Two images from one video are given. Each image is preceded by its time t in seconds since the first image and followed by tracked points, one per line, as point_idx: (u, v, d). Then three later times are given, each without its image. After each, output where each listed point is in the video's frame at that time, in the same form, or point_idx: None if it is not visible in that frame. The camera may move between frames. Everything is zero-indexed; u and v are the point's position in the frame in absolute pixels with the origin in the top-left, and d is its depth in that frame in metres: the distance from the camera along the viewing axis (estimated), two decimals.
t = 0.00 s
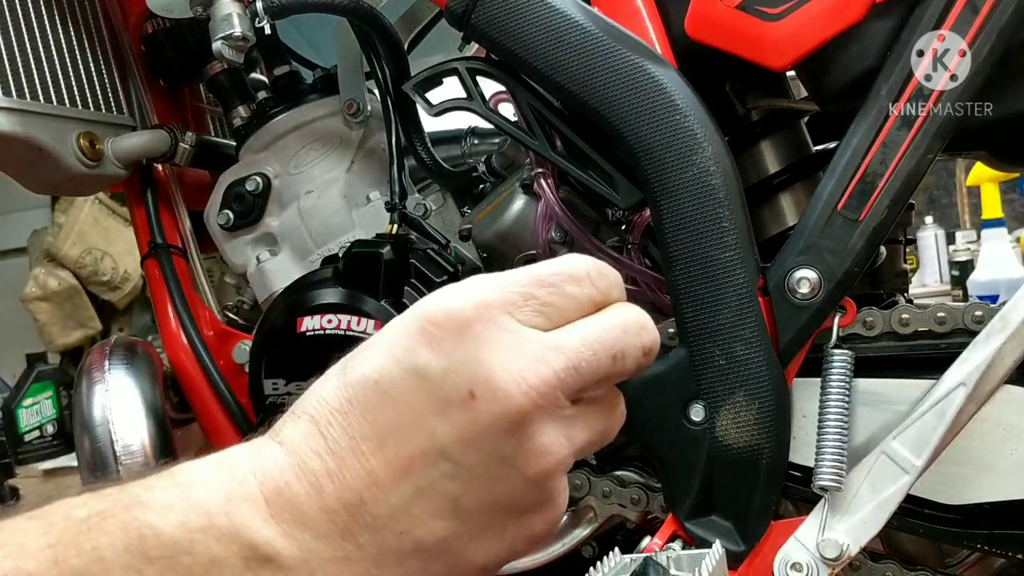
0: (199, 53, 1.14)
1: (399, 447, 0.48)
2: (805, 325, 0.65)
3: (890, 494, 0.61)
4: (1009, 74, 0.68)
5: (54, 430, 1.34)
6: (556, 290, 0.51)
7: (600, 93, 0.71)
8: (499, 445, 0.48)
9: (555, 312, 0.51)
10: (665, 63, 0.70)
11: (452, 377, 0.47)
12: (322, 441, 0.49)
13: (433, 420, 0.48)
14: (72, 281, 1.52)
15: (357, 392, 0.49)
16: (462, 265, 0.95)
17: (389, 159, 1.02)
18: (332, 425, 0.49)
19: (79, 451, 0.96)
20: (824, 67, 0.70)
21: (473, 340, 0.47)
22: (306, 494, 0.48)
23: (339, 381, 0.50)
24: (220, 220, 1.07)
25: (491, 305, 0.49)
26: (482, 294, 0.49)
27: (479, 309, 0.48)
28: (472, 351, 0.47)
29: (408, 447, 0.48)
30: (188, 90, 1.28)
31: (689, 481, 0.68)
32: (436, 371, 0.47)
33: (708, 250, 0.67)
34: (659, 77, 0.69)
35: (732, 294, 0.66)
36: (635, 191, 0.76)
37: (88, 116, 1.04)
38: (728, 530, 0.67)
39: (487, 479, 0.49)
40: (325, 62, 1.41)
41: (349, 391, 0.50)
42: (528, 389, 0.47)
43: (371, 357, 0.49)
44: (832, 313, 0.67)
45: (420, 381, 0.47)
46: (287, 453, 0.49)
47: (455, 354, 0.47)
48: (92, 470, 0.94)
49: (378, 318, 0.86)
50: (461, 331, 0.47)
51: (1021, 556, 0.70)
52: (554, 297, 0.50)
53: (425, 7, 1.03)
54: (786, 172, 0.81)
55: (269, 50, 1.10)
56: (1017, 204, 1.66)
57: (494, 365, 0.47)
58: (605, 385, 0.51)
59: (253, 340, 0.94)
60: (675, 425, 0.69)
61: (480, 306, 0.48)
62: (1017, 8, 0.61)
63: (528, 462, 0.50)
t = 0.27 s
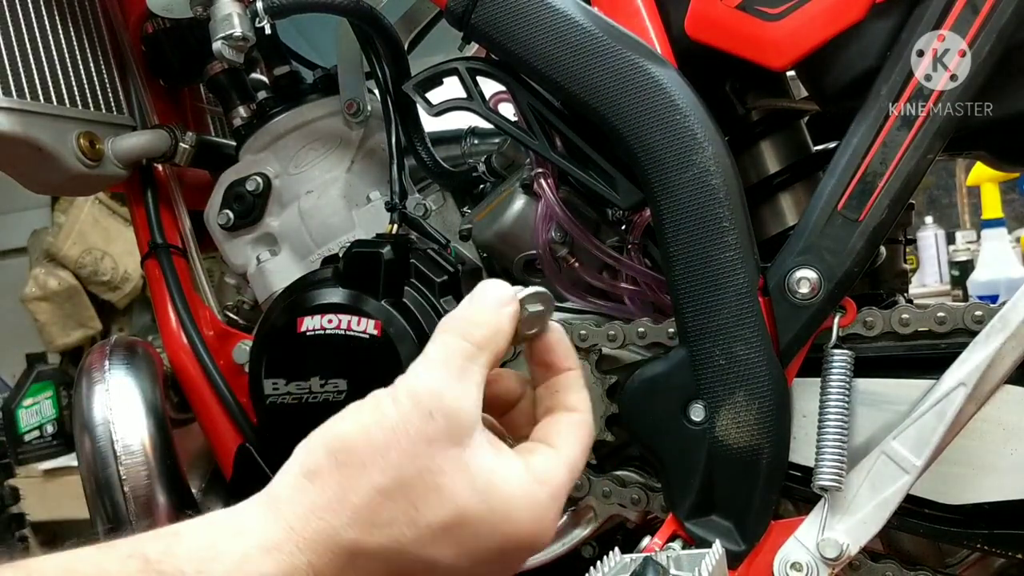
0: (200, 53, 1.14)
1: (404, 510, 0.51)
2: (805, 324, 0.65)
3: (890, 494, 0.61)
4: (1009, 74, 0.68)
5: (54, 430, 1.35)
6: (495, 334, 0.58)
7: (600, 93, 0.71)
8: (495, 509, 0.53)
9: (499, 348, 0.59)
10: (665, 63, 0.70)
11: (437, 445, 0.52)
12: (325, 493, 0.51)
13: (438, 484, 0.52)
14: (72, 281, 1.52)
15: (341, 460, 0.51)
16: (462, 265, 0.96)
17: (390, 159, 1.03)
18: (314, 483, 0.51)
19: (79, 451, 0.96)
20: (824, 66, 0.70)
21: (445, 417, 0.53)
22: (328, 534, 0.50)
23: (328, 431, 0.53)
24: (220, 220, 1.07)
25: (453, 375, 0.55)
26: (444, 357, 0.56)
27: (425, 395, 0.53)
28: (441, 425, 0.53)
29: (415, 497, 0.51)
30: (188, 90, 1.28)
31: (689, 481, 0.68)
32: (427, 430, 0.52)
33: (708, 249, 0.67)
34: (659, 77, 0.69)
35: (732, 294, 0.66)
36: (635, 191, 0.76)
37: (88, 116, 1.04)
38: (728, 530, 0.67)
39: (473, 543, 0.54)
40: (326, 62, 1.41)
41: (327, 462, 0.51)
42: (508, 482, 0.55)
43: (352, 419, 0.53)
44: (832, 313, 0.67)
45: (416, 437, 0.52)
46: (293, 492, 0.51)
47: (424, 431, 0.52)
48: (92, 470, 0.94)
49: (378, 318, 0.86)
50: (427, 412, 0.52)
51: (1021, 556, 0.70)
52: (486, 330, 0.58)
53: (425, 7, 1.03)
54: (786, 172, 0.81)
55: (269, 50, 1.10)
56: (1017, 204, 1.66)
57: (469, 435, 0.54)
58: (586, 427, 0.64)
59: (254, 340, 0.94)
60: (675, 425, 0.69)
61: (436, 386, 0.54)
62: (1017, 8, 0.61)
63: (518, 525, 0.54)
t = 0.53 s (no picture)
0: (200, 53, 1.14)
1: (404, 453, 0.55)
2: (805, 324, 0.65)
3: (890, 494, 0.62)
4: (1009, 74, 0.68)
5: (54, 430, 1.36)
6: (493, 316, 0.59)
7: (600, 93, 0.71)
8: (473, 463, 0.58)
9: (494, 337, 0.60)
10: (665, 63, 0.70)
11: (438, 407, 0.55)
12: (341, 435, 0.54)
13: (436, 436, 0.56)
14: (72, 281, 1.52)
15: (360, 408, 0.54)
16: (462, 265, 0.96)
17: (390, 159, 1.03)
18: (333, 424, 0.54)
19: (79, 451, 0.96)
20: (824, 66, 0.70)
21: (449, 387, 0.55)
22: (341, 465, 0.54)
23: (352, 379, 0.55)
24: (221, 220, 1.07)
25: (460, 355, 0.56)
26: (454, 334, 0.57)
27: (441, 371, 0.55)
28: (442, 391, 0.55)
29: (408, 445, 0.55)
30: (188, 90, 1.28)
31: (689, 481, 0.68)
32: (432, 394, 0.55)
33: (707, 249, 0.67)
34: (659, 77, 0.69)
35: (732, 294, 0.66)
36: (635, 191, 0.76)
37: (89, 116, 1.05)
38: (728, 529, 0.67)
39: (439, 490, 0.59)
40: (326, 62, 1.42)
41: (349, 408, 0.54)
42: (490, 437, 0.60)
43: (372, 365, 0.55)
44: (832, 313, 0.67)
45: (425, 402, 0.54)
46: (315, 426, 0.54)
47: (428, 397, 0.55)
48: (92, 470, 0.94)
49: (379, 318, 0.86)
50: (437, 379, 0.55)
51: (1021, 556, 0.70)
52: (492, 322, 0.59)
53: (425, 7, 1.03)
54: (786, 172, 0.81)
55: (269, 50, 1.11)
56: (1017, 204, 1.66)
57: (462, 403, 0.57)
58: (541, 399, 0.68)
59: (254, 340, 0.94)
60: (675, 425, 0.69)
61: (442, 357, 0.55)
62: (1018, 7, 0.61)
63: (490, 475, 0.60)
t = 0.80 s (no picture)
0: (200, 53, 1.14)
1: (395, 359, 0.68)
2: (805, 325, 0.65)
3: (889, 494, 0.62)
4: (1009, 74, 0.68)
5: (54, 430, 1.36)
6: (490, 279, 0.74)
7: (600, 93, 0.71)
8: (448, 393, 0.71)
9: (490, 289, 0.74)
10: (665, 63, 0.70)
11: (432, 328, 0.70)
12: (347, 331, 0.66)
13: (424, 351, 0.69)
14: (72, 282, 1.52)
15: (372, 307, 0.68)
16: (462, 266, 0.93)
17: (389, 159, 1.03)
18: (343, 320, 0.66)
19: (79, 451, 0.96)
20: (824, 67, 0.70)
21: (445, 312, 0.71)
22: (341, 359, 0.65)
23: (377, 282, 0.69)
24: (220, 220, 1.07)
25: (460, 287, 0.72)
26: (461, 277, 0.72)
27: (441, 299, 0.70)
28: (440, 316, 0.70)
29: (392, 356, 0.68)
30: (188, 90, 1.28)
31: (689, 482, 0.68)
32: (433, 319, 0.70)
33: (708, 250, 0.67)
34: (659, 77, 0.69)
35: (732, 293, 0.66)
36: (635, 191, 0.76)
37: (89, 116, 1.05)
38: (728, 530, 0.67)
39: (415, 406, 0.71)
40: (326, 62, 1.42)
41: (356, 309, 0.67)
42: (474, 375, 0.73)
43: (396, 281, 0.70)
44: (832, 314, 0.67)
45: (423, 319, 0.69)
46: (328, 326, 0.66)
47: (426, 318, 0.69)
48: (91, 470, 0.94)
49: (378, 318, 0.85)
50: (438, 304, 0.70)
51: (1022, 556, 0.70)
52: (490, 276, 0.74)
53: (425, 7, 1.03)
54: (786, 172, 0.81)
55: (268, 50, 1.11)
56: (1017, 204, 1.66)
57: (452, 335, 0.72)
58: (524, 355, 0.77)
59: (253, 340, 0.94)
60: (675, 425, 0.69)
61: (451, 291, 0.71)
62: (1018, 7, 0.61)
63: (462, 406, 0.72)
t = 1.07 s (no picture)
0: (200, 53, 1.14)
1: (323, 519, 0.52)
2: (805, 324, 0.65)
3: (890, 494, 0.62)
4: (1009, 74, 0.68)
5: (54, 430, 1.36)
6: (425, 359, 0.56)
7: (600, 93, 0.71)
8: (404, 501, 0.56)
9: (425, 365, 0.55)
10: (665, 63, 0.70)
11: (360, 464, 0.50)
12: (249, 510, 0.47)
13: (357, 495, 0.52)
14: (72, 282, 1.52)
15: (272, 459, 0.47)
16: (462, 265, 0.94)
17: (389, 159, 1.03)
18: (243, 502, 0.47)
19: (79, 451, 0.96)
20: (825, 67, 0.70)
21: (357, 450, 0.49)
22: (249, 536, 0.48)
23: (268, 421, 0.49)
24: (220, 220, 1.07)
25: (377, 406, 0.50)
26: (381, 379, 0.52)
27: (355, 434, 0.49)
28: (357, 459, 0.50)
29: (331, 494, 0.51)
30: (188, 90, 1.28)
31: (689, 481, 0.68)
32: (354, 462, 0.50)
33: (707, 249, 0.67)
34: (659, 77, 0.69)
35: (732, 293, 0.66)
36: (635, 191, 0.76)
37: (88, 116, 1.05)
38: (728, 529, 0.67)
39: (368, 522, 0.55)
40: (326, 62, 1.42)
41: (257, 485, 0.47)
42: (417, 474, 0.57)
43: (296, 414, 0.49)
44: (832, 313, 0.67)
45: (343, 469, 0.49)
46: (222, 501, 0.46)
47: (341, 465, 0.49)
48: (91, 471, 0.94)
49: (379, 318, 0.85)
50: (348, 441, 0.49)
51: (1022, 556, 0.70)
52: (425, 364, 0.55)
53: (425, 7, 1.03)
54: (786, 172, 0.81)
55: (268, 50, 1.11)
56: (1017, 204, 1.66)
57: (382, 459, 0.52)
58: (473, 412, 0.68)
59: (253, 340, 0.94)
60: (675, 425, 0.69)
61: (365, 420, 0.49)
62: (1018, 8, 0.61)
63: (418, 510, 0.58)
